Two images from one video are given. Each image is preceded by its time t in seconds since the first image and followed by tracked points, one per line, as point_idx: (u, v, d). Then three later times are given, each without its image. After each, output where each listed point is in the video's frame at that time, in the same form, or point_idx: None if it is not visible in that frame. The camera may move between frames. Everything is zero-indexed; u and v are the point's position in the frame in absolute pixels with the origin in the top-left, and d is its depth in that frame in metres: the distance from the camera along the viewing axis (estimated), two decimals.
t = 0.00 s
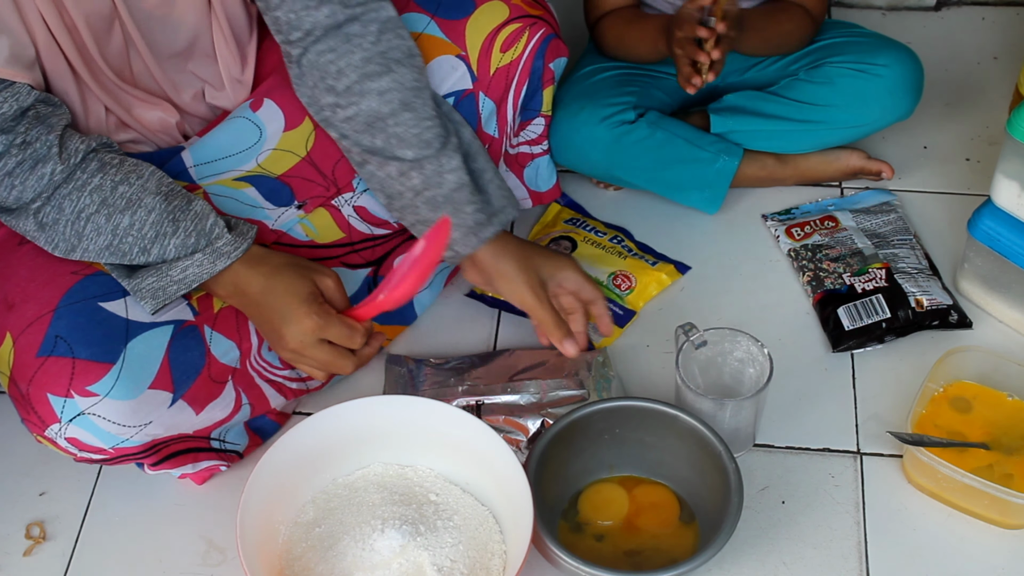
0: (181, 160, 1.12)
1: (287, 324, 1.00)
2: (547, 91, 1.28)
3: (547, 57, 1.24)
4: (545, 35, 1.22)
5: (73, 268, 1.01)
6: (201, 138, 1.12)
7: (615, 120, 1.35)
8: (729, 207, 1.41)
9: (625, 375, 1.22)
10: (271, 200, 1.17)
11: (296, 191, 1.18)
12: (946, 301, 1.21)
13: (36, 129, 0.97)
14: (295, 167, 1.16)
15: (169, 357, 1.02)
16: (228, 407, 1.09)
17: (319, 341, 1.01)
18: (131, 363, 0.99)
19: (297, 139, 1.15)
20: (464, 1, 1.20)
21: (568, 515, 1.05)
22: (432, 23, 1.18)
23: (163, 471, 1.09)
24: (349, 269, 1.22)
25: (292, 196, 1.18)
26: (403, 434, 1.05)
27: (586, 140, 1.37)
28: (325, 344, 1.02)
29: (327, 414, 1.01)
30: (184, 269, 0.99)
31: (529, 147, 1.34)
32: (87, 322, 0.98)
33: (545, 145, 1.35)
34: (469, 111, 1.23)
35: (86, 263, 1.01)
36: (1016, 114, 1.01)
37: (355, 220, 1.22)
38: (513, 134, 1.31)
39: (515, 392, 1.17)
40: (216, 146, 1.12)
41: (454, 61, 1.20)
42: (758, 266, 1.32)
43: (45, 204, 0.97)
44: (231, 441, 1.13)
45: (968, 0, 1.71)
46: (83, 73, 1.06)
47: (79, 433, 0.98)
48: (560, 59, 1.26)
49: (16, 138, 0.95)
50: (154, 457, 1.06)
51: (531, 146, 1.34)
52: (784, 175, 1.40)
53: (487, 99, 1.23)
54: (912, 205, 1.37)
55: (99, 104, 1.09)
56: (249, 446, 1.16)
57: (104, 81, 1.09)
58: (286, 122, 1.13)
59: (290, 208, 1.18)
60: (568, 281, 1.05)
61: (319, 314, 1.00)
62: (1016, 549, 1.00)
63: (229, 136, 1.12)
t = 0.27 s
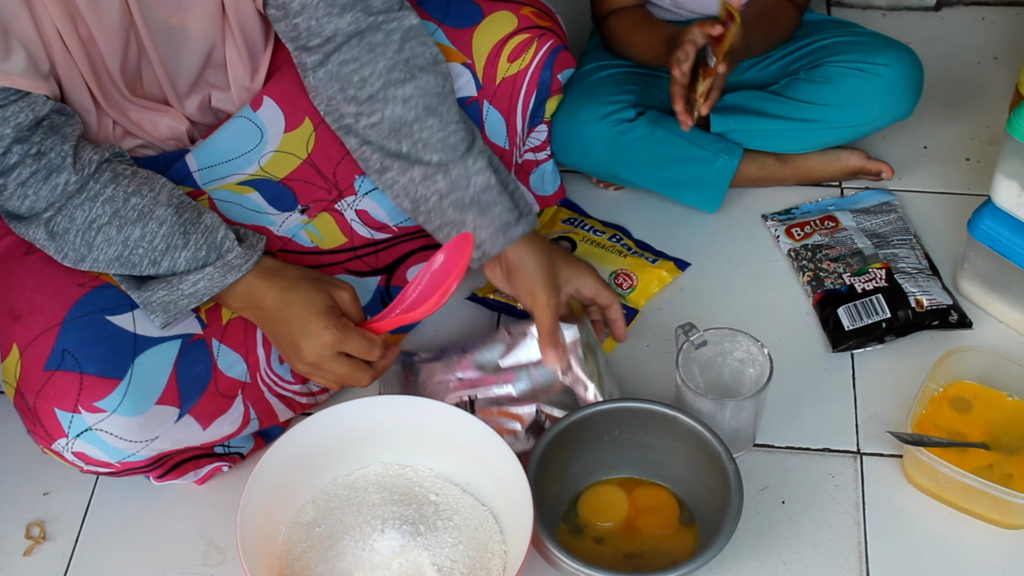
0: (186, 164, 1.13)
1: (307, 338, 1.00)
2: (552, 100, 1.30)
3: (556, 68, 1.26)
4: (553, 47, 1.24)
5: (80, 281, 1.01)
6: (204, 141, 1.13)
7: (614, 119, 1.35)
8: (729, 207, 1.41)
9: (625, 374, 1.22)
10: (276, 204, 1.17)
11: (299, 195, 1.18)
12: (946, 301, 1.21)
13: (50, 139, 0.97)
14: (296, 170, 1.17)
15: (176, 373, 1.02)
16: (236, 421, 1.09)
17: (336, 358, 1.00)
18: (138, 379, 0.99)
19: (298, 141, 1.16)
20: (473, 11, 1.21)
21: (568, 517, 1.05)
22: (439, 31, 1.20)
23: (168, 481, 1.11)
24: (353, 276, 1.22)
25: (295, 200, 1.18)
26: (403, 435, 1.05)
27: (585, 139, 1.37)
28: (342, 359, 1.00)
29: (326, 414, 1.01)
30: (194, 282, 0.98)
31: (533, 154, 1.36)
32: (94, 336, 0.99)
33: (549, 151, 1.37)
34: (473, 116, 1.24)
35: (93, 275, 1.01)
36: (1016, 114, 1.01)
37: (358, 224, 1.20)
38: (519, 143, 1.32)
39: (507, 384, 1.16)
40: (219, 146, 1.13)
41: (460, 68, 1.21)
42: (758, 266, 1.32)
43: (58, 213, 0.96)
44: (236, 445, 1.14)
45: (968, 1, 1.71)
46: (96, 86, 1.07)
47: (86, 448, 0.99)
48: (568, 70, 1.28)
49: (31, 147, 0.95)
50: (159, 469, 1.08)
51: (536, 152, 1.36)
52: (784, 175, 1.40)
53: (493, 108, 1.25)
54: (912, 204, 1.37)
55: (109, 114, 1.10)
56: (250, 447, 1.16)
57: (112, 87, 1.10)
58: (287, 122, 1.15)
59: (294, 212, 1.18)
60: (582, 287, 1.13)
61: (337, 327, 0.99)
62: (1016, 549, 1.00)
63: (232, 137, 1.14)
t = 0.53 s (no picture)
0: (185, 158, 1.14)
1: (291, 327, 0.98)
2: (550, 92, 1.30)
3: (552, 59, 1.26)
4: (548, 37, 1.26)
5: (80, 277, 1.01)
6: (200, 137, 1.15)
7: (614, 121, 1.36)
8: (729, 207, 1.41)
9: (624, 374, 1.22)
10: (272, 199, 1.15)
11: (295, 188, 1.17)
12: (946, 301, 1.21)
13: (49, 140, 0.97)
14: (293, 166, 1.17)
15: (174, 368, 1.01)
16: (230, 414, 1.08)
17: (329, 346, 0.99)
18: (135, 375, 0.99)
19: (296, 139, 1.18)
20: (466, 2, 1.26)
21: (568, 517, 1.05)
22: (432, 23, 1.25)
23: (166, 477, 1.11)
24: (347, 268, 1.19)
25: (290, 194, 1.16)
26: (403, 435, 1.05)
27: (585, 140, 1.37)
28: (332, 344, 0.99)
29: (326, 414, 1.02)
30: (191, 278, 0.99)
31: (532, 150, 1.34)
32: (92, 332, 0.98)
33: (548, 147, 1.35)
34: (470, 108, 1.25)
35: (93, 271, 1.01)
36: (1016, 114, 1.01)
37: (358, 215, 1.19)
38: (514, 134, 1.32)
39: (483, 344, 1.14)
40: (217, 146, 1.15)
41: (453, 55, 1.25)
42: (758, 266, 1.32)
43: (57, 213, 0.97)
44: (235, 444, 1.14)
45: (968, 1, 1.71)
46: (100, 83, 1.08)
47: (84, 443, 0.99)
48: (564, 61, 1.29)
49: (30, 149, 0.96)
50: (157, 466, 1.08)
51: (534, 147, 1.34)
52: (785, 175, 1.40)
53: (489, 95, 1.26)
54: (912, 204, 1.37)
55: (112, 114, 1.11)
56: (250, 447, 1.16)
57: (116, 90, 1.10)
58: (287, 124, 1.19)
59: (289, 205, 1.16)
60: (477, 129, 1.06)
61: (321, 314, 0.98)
62: (1016, 549, 1.00)
63: (227, 133, 1.16)
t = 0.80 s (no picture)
0: (179, 156, 1.14)
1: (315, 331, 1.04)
2: (546, 90, 1.30)
3: (547, 55, 1.27)
4: (543, 33, 1.27)
5: (74, 269, 1.01)
6: (195, 132, 1.15)
7: (614, 121, 1.36)
8: (729, 207, 1.41)
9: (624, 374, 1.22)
10: (265, 195, 1.15)
11: (288, 183, 1.16)
12: (946, 301, 1.21)
13: (49, 127, 0.97)
14: (285, 160, 1.17)
15: (170, 359, 1.01)
16: (228, 409, 1.09)
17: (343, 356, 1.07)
18: (131, 363, 0.99)
19: (288, 133, 1.18)
20: None
21: (568, 517, 1.05)
22: (427, 18, 1.25)
23: (162, 471, 1.09)
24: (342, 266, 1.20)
25: (283, 190, 1.16)
26: (403, 435, 1.05)
27: (585, 140, 1.37)
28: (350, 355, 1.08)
29: (326, 414, 1.01)
30: (192, 268, 0.99)
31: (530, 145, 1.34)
32: (86, 323, 0.98)
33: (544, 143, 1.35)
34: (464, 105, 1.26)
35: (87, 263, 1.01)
36: (1016, 114, 1.01)
37: (349, 214, 1.19)
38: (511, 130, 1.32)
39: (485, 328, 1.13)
40: (211, 142, 1.15)
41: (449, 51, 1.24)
42: (758, 266, 1.32)
43: (58, 199, 0.97)
44: (231, 442, 1.13)
45: (968, 1, 1.71)
46: (94, 75, 1.08)
47: (79, 433, 0.98)
48: (560, 57, 1.29)
49: (31, 137, 0.96)
50: (152, 458, 1.06)
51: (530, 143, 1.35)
52: (784, 175, 1.40)
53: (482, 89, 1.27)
54: (912, 205, 1.37)
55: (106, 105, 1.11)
56: (249, 446, 1.16)
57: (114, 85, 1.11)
58: (280, 118, 1.18)
59: (283, 202, 1.16)
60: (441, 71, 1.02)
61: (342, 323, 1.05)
62: (1016, 549, 1.00)
63: (224, 129, 1.16)
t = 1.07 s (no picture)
0: (186, 157, 1.13)
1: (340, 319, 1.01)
2: (546, 89, 1.30)
3: (548, 55, 1.27)
4: (546, 32, 1.27)
5: (76, 275, 0.99)
6: (202, 134, 1.14)
7: (614, 119, 1.37)
8: (729, 207, 1.41)
9: (624, 373, 1.22)
10: (273, 196, 1.15)
11: (295, 185, 1.16)
12: (946, 301, 1.21)
13: (58, 132, 0.91)
14: (293, 161, 1.17)
15: (172, 364, 1.01)
16: (228, 411, 1.09)
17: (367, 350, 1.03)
18: (133, 370, 0.98)
19: (295, 134, 1.18)
20: None
21: (567, 517, 1.05)
22: (432, 18, 1.27)
23: (165, 474, 1.10)
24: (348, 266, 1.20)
25: (292, 190, 1.16)
26: (403, 435, 1.05)
27: (585, 138, 1.37)
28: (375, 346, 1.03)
29: (326, 415, 1.02)
30: (216, 271, 0.96)
31: (529, 146, 1.35)
32: (88, 329, 0.97)
33: (544, 144, 1.35)
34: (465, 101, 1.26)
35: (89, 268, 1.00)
36: (1016, 114, 1.01)
37: (357, 215, 1.20)
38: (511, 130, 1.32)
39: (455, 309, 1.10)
40: (217, 139, 1.15)
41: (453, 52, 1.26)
42: (758, 266, 1.32)
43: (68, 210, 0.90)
44: (230, 442, 1.13)
45: (968, 1, 1.71)
46: (102, 66, 1.07)
47: (82, 439, 0.99)
48: (560, 57, 1.29)
49: (42, 142, 0.89)
50: (156, 462, 1.07)
51: (531, 144, 1.35)
52: (784, 175, 1.40)
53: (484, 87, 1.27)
54: (912, 204, 1.37)
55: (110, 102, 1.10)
56: (249, 446, 1.16)
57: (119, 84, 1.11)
58: (286, 119, 1.18)
59: (291, 202, 1.16)
60: (450, 71, 1.07)
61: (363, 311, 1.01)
62: (1016, 549, 1.00)
63: (230, 133, 1.15)
